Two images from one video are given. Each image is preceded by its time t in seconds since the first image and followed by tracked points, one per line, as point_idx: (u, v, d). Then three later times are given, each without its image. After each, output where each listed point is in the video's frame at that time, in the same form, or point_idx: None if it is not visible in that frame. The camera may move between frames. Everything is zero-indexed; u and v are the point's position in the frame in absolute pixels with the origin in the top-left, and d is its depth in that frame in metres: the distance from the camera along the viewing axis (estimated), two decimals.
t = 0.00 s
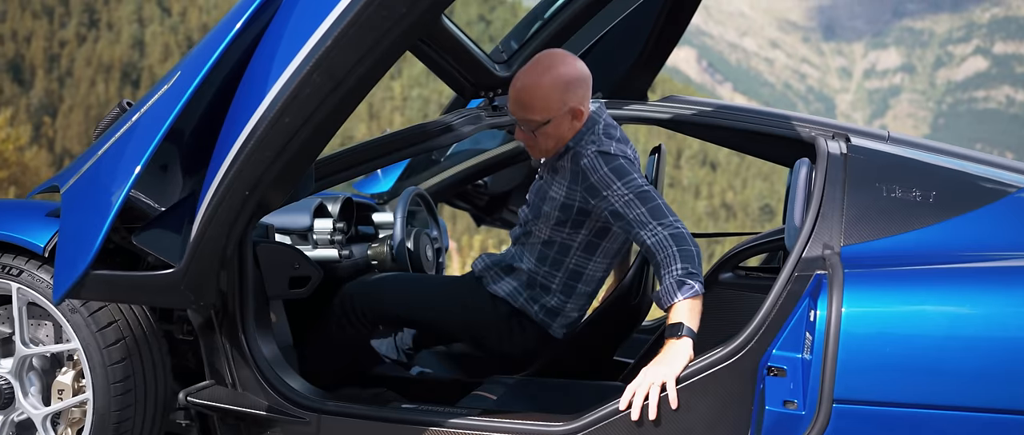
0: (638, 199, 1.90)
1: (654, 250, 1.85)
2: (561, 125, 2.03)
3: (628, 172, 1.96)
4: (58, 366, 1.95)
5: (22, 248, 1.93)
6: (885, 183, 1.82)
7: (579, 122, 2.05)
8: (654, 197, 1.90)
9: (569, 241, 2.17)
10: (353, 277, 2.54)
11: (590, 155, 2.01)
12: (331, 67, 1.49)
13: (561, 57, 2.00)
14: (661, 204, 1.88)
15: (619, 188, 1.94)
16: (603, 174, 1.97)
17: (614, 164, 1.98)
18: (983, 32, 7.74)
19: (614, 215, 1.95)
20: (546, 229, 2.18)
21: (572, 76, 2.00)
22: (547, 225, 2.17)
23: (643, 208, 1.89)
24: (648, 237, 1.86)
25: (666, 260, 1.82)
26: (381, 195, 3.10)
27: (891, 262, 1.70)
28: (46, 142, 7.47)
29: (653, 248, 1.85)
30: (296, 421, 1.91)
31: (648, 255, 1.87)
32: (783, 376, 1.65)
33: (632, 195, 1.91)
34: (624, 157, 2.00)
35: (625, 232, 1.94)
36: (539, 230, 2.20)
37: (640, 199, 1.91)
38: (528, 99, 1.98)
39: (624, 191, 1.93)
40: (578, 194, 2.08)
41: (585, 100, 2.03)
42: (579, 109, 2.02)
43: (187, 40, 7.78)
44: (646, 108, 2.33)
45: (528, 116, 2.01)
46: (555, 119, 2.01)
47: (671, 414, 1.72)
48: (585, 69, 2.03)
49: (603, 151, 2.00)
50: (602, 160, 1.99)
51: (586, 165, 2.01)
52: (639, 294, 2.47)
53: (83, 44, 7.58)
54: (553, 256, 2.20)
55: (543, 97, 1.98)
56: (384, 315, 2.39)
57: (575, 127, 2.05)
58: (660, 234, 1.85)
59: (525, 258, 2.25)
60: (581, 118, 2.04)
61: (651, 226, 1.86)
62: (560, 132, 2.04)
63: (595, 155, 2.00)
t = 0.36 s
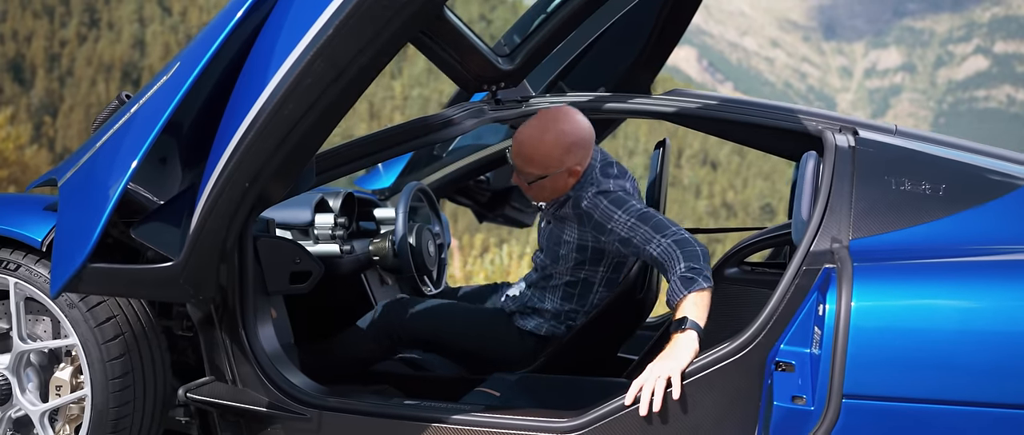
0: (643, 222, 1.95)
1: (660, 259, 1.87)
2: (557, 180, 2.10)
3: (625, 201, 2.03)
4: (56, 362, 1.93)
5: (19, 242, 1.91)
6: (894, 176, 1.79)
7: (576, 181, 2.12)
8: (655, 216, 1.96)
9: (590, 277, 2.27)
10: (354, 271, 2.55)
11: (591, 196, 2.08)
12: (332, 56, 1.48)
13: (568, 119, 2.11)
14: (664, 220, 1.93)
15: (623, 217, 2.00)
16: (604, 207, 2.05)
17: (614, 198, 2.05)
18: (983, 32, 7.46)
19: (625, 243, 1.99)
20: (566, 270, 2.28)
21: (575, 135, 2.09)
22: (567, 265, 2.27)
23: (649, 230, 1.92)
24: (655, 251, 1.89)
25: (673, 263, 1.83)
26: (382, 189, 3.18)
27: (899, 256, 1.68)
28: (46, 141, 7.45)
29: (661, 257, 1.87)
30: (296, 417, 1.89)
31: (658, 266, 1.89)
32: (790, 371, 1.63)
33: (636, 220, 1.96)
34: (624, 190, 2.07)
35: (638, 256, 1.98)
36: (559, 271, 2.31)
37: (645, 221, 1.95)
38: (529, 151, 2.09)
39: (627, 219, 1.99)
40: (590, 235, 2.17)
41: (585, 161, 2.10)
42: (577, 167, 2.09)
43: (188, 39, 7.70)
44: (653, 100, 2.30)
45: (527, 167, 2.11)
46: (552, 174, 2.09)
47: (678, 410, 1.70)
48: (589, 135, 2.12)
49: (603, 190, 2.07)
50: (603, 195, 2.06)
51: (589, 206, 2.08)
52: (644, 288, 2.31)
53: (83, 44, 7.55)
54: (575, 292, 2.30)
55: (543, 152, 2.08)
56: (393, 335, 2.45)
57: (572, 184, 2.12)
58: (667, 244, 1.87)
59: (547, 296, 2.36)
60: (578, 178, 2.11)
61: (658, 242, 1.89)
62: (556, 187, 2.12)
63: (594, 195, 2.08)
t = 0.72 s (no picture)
0: (612, 225, 1.98)
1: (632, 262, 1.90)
2: (536, 185, 2.15)
3: (602, 207, 2.03)
4: (54, 355, 1.89)
5: (18, 233, 1.87)
6: (911, 164, 1.75)
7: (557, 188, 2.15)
8: (631, 221, 1.96)
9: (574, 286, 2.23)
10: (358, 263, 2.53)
11: (570, 203, 2.09)
12: (337, 38, 1.47)
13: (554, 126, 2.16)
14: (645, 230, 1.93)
15: (591, 220, 2.02)
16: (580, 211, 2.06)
17: (590, 203, 2.06)
18: (984, 30, 7.07)
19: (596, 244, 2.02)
20: (550, 277, 2.25)
21: (558, 142, 2.13)
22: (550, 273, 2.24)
23: (618, 232, 1.95)
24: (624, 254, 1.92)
25: (645, 260, 1.85)
26: (386, 183, 3.18)
27: (916, 245, 1.65)
28: (47, 139, 7.42)
29: (631, 257, 1.90)
30: (298, 411, 1.85)
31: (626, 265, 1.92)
32: (807, 363, 1.59)
33: (603, 223, 2.00)
34: (601, 195, 2.08)
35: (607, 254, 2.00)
36: (544, 280, 2.27)
37: (616, 225, 1.97)
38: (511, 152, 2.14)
39: (592, 220, 2.02)
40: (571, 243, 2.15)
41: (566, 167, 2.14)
42: (557, 173, 2.13)
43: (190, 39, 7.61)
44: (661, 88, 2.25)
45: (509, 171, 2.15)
46: (531, 177, 2.14)
47: (691, 402, 1.67)
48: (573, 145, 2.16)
49: (580, 197, 2.08)
50: (578, 200, 2.08)
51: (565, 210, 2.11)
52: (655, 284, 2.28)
53: (83, 43, 7.51)
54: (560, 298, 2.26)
55: (525, 154, 2.13)
56: (396, 325, 2.46)
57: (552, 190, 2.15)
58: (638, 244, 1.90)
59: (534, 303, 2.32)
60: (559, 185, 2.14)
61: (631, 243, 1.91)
62: (535, 193, 2.16)
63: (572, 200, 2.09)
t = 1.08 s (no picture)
0: (578, 228, 1.96)
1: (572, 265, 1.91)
2: (522, 179, 2.22)
3: (574, 205, 2.02)
4: (49, 349, 1.85)
5: (14, 225, 1.85)
6: (929, 152, 1.70)
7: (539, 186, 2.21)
8: (586, 226, 1.96)
9: (544, 284, 2.17)
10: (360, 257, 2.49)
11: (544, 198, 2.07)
12: (340, 18, 1.44)
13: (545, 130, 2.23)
14: (601, 246, 1.91)
15: (558, 214, 2.02)
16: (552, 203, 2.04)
17: (572, 200, 2.03)
18: (985, 29, 7.38)
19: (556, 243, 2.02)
20: (525, 274, 2.21)
21: (540, 139, 2.21)
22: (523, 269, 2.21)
23: (571, 230, 1.96)
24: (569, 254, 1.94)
25: (578, 259, 1.91)
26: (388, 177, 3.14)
27: (934, 235, 1.60)
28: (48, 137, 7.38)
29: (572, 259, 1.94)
30: (299, 406, 1.80)
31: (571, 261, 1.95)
32: (822, 356, 1.54)
33: (568, 216, 1.99)
34: (585, 200, 2.04)
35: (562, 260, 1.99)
36: (518, 273, 2.24)
37: (581, 229, 1.95)
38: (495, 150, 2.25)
39: (561, 214, 2.01)
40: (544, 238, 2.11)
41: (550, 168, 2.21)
42: (535, 169, 2.20)
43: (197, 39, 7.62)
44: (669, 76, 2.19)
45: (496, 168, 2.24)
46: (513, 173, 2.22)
47: (703, 397, 1.63)
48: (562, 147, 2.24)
49: (556, 193, 2.07)
50: (557, 195, 2.07)
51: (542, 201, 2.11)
52: (660, 275, 2.26)
53: (84, 41, 7.48)
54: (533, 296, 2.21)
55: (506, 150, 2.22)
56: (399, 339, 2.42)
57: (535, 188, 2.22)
58: (584, 245, 1.92)
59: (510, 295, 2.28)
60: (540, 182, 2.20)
61: (581, 244, 1.92)
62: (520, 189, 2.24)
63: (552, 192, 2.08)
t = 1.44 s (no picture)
0: (581, 240, 2.07)
1: (557, 279, 2.06)
2: (553, 154, 2.42)
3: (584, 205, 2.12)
4: (40, 346, 1.80)
5: (4, 219, 1.80)
6: (946, 143, 1.64)
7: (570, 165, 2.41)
8: (591, 233, 2.07)
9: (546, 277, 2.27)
10: (360, 252, 2.45)
11: (559, 190, 2.21)
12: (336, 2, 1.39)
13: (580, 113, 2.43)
14: (594, 263, 2.04)
15: (566, 216, 2.12)
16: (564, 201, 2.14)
17: (584, 205, 2.11)
18: (987, 27, 6.93)
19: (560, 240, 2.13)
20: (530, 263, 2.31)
21: (570, 118, 2.41)
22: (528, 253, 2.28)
23: (577, 233, 2.08)
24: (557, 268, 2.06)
25: (567, 250, 2.09)
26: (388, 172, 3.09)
27: (954, 229, 1.55)
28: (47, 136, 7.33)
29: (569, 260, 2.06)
30: (297, 406, 1.75)
31: (545, 279, 2.08)
32: (837, 354, 1.49)
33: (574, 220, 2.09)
34: (595, 211, 2.11)
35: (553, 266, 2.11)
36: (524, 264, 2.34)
37: (586, 237, 2.07)
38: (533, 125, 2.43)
39: (569, 217, 2.11)
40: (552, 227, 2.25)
41: (581, 150, 2.42)
42: (569, 144, 2.40)
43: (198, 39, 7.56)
44: (677, 67, 2.13)
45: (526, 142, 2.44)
46: (547, 149, 2.42)
47: (714, 395, 1.58)
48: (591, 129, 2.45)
49: (571, 187, 2.17)
50: (570, 194, 2.14)
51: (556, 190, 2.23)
52: (665, 270, 2.26)
53: (85, 39, 7.44)
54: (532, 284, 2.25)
55: (544, 124, 2.42)
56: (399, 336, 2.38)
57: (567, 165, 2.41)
58: (579, 256, 2.05)
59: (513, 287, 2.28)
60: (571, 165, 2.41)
61: (580, 254, 2.05)
62: (549, 162, 2.42)
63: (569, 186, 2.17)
